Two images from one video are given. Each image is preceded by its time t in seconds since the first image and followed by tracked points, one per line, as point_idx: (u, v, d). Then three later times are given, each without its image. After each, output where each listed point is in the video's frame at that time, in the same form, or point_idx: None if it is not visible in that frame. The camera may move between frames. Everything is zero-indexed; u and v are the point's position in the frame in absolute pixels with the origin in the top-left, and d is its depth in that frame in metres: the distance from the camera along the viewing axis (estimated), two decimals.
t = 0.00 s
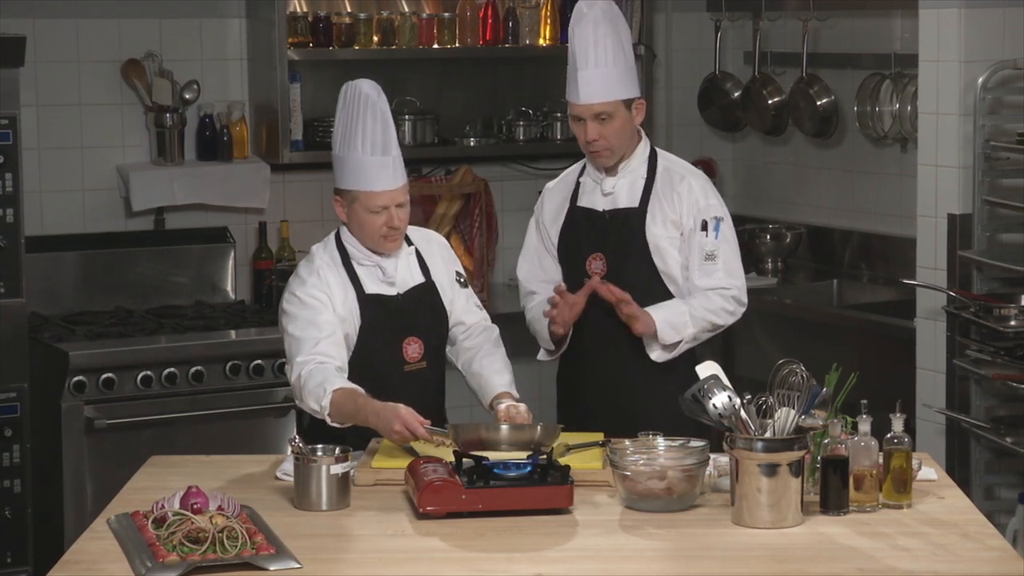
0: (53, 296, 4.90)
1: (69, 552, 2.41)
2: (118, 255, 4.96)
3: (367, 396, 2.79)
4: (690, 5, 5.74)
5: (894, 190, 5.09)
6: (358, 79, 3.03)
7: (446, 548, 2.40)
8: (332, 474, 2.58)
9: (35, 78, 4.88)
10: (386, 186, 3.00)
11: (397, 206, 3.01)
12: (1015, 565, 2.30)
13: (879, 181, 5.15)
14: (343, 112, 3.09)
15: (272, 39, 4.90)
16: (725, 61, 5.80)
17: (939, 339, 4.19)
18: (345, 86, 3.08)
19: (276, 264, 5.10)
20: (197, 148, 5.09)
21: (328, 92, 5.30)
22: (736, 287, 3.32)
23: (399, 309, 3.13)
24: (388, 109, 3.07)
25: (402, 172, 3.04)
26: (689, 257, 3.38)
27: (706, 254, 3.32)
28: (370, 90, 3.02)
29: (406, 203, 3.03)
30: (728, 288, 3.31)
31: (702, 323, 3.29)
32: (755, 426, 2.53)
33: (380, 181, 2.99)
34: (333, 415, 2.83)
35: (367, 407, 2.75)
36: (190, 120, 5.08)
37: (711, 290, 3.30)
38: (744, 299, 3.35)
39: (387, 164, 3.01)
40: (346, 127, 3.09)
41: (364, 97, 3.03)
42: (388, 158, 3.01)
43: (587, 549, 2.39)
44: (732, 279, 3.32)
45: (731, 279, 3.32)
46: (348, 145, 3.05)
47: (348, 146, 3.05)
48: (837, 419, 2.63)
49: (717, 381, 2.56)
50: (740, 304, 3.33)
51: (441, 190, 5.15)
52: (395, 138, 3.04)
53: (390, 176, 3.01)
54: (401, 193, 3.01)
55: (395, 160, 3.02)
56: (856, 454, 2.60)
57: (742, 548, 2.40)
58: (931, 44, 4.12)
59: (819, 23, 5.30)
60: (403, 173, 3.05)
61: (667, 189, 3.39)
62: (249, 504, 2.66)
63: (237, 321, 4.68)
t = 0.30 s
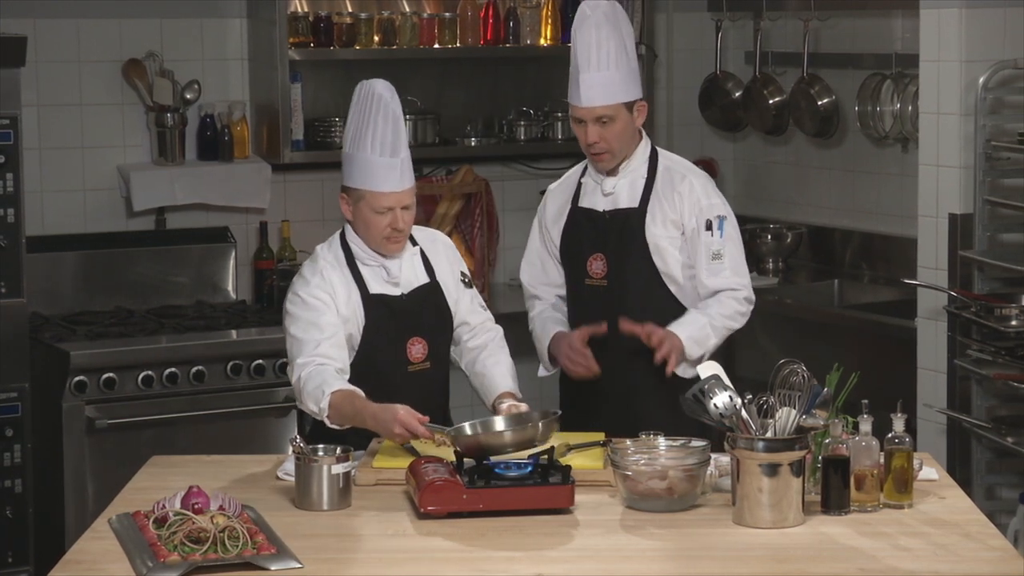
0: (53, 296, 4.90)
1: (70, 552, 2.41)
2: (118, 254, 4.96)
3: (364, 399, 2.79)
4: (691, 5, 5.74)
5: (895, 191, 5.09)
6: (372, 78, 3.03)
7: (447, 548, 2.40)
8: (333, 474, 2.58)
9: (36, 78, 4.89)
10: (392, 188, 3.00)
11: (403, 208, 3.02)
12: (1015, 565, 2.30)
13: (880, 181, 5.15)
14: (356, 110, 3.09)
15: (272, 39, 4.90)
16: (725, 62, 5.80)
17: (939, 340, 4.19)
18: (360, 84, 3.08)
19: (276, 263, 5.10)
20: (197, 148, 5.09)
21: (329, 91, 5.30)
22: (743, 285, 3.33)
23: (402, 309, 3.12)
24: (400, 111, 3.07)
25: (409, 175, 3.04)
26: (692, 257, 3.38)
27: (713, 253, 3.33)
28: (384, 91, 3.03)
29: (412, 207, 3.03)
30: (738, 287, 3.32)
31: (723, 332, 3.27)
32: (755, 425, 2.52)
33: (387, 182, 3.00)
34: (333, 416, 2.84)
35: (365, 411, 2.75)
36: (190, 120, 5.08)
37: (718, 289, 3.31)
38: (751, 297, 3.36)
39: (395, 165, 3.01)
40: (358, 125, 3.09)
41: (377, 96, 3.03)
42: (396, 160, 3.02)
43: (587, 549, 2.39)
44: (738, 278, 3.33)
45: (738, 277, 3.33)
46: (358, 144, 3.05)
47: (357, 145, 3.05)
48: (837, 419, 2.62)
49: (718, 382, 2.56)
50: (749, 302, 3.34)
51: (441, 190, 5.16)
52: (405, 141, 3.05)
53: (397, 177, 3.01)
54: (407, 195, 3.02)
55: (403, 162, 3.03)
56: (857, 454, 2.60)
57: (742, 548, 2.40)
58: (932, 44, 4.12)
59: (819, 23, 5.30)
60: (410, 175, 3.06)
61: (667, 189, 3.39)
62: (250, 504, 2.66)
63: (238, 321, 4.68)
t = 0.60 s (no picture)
0: (53, 297, 4.90)
1: (70, 552, 2.41)
2: (118, 254, 4.96)
3: (367, 377, 2.79)
4: (690, 4, 5.74)
5: (895, 191, 5.09)
6: (381, 78, 3.02)
7: (447, 548, 2.40)
8: (333, 474, 2.58)
9: (36, 78, 4.89)
10: (398, 187, 3.00)
11: (409, 207, 3.01)
12: (1016, 565, 2.30)
13: (880, 181, 5.15)
14: (365, 107, 3.08)
15: (272, 39, 4.90)
16: (725, 61, 5.80)
17: (939, 339, 4.19)
18: (370, 82, 3.07)
19: (276, 263, 5.10)
20: (197, 148, 5.09)
21: (329, 91, 5.30)
22: (746, 290, 3.29)
23: (405, 309, 3.13)
24: (409, 110, 3.06)
25: (415, 174, 3.03)
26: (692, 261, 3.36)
27: (715, 258, 3.29)
28: (393, 91, 3.02)
29: (418, 206, 3.03)
30: (742, 292, 3.28)
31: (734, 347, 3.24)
32: (755, 425, 2.52)
33: (393, 181, 2.99)
34: (334, 401, 2.85)
35: (368, 387, 2.76)
36: (190, 120, 5.08)
37: (720, 294, 3.28)
38: (756, 303, 3.32)
39: (400, 164, 3.00)
40: (366, 122, 3.08)
41: (386, 96, 3.02)
42: (402, 159, 3.00)
43: (588, 549, 2.39)
44: (741, 282, 3.30)
45: (741, 282, 3.30)
46: (365, 141, 3.05)
47: (365, 142, 3.04)
48: (837, 419, 2.62)
49: (718, 382, 2.56)
50: (754, 308, 3.30)
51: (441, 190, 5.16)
52: (412, 140, 3.03)
53: (403, 177, 3.00)
54: (413, 194, 3.01)
55: (409, 162, 3.01)
56: (857, 454, 2.60)
57: (743, 548, 2.40)
58: (931, 45, 4.12)
59: (819, 23, 5.30)
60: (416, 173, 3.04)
61: (667, 192, 3.37)
62: (250, 504, 2.66)
63: (237, 321, 4.68)
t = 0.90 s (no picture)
0: (53, 297, 4.90)
1: (70, 552, 2.41)
2: (118, 254, 4.96)
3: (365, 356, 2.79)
4: (690, 4, 5.73)
5: (895, 191, 5.09)
6: (387, 76, 3.03)
7: (447, 548, 2.40)
8: (333, 474, 2.58)
9: (35, 78, 4.89)
10: (404, 184, 3.00)
11: (416, 205, 3.01)
12: (1015, 565, 2.30)
13: (879, 181, 5.15)
14: (370, 106, 3.09)
15: (272, 39, 4.90)
16: (725, 61, 5.80)
17: (939, 340, 4.20)
18: (375, 81, 3.08)
19: (276, 263, 5.10)
20: (197, 148, 5.09)
21: (329, 91, 5.30)
22: (751, 300, 3.26)
23: (409, 309, 3.13)
24: (415, 107, 3.07)
25: (422, 172, 3.04)
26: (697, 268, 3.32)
27: (721, 267, 3.25)
28: (398, 87, 3.03)
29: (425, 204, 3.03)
30: (747, 302, 3.25)
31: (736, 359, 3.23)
32: (755, 426, 2.52)
33: (400, 179, 3.00)
34: (335, 382, 2.83)
35: (369, 363, 2.75)
36: (190, 120, 5.08)
37: (725, 304, 3.25)
38: (762, 314, 3.29)
39: (408, 162, 3.01)
40: (372, 121, 3.08)
41: (392, 93, 3.03)
42: (409, 157, 3.02)
43: (588, 549, 2.39)
44: (746, 292, 3.26)
45: (747, 292, 3.26)
46: (372, 140, 3.05)
47: (371, 141, 3.05)
48: (837, 419, 2.62)
49: (717, 382, 2.56)
50: (760, 318, 3.27)
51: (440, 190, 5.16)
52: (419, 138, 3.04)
53: (410, 174, 3.01)
54: (420, 192, 3.01)
55: (416, 159, 3.02)
56: (856, 455, 2.60)
57: (742, 548, 2.40)
58: (931, 45, 4.12)
59: (819, 23, 5.30)
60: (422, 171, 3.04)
61: (675, 197, 3.34)
62: (250, 504, 2.66)
63: (237, 321, 4.68)
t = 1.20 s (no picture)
0: (53, 297, 4.90)
1: (70, 552, 2.41)
2: (117, 254, 4.96)
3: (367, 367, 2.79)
4: (690, 4, 5.74)
5: (895, 191, 5.09)
6: (393, 75, 3.03)
7: (446, 548, 2.40)
8: (333, 474, 2.58)
9: (35, 78, 4.89)
10: (413, 184, 3.00)
11: (424, 205, 3.02)
12: (1015, 565, 2.30)
13: (879, 181, 5.15)
14: (376, 106, 3.08)
15: (272, 39, 4.90)
16: (725, 61, 5.80)
17: (939, 340, 4.20)
18: (380, 80, 3.06)
19: (276, 264, 5.10)
20: (197, 148, 5.09)
21: (329, 91, 5.30)
22: (764, 309, 3.21)
23: (413, 309, 3.13)
24: (423, 107, 3.06)
25: (429, 173, 3.05)
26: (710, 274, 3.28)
27: (733, 273, 3.20)
28: (406, 87, 3.02)
29: (432, 204, 3.05)
30: (759, 310, 3.20)
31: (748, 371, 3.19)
32: (755, 426, 2.52)
33: (407, 179, 3.00)
34: (333, 391, 2.83)
35: (369, 374, 2.75)
36: (190, 120, 5.08)
37: (737, 312, 3.20)
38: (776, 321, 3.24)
39: (418, 162, 3.01)
40: (378, 120, 3.07)
41: (400, 93, 3.02)
42: (419, 158, 3.02)
43: (588, 549, 2.39)
44: (759, 300, 3.21)
45: (760, 299, 3.21)
46: (379, 140, 3.04)
47: (379, 141, 3.04)
48: (837, 419, 2.62)
49: (718, 382, 2.57)
50: (773, 327, 3.22)
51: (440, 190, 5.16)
52: (427, 138, 3.05)
53: (419, 174, 3.02)
54: (428, 192, 3.03)
55: (425, 159, 3.03)
56: (857, 455, 2.60)
57: (742, 548, 2.40)
58: (931, 45, 4.12)
59: (819, 23, 5.30)
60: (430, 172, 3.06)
61: (689, 202, 3.30)
62: (250, 504, 2.66)
63: (237, 321, 4.68)
